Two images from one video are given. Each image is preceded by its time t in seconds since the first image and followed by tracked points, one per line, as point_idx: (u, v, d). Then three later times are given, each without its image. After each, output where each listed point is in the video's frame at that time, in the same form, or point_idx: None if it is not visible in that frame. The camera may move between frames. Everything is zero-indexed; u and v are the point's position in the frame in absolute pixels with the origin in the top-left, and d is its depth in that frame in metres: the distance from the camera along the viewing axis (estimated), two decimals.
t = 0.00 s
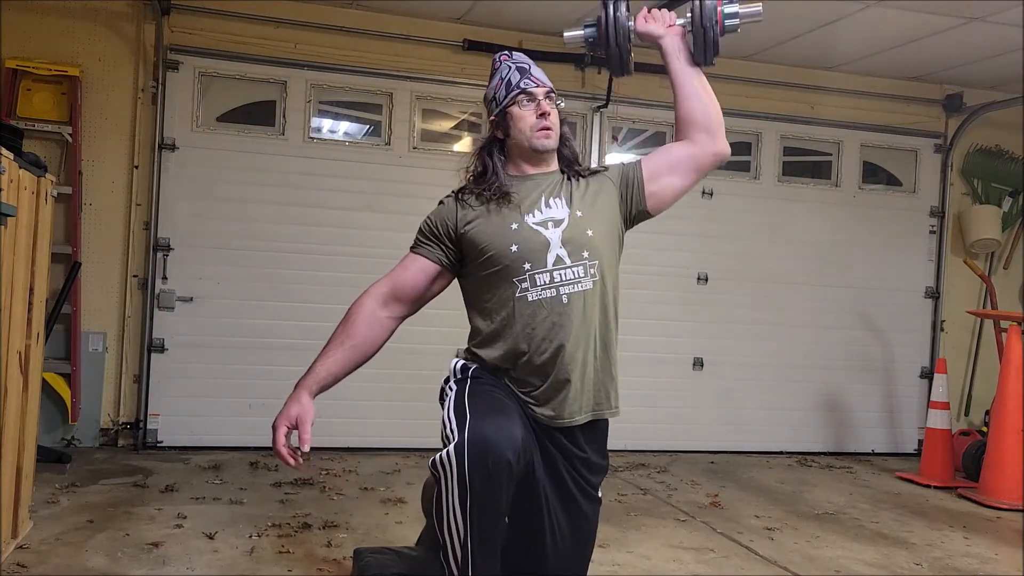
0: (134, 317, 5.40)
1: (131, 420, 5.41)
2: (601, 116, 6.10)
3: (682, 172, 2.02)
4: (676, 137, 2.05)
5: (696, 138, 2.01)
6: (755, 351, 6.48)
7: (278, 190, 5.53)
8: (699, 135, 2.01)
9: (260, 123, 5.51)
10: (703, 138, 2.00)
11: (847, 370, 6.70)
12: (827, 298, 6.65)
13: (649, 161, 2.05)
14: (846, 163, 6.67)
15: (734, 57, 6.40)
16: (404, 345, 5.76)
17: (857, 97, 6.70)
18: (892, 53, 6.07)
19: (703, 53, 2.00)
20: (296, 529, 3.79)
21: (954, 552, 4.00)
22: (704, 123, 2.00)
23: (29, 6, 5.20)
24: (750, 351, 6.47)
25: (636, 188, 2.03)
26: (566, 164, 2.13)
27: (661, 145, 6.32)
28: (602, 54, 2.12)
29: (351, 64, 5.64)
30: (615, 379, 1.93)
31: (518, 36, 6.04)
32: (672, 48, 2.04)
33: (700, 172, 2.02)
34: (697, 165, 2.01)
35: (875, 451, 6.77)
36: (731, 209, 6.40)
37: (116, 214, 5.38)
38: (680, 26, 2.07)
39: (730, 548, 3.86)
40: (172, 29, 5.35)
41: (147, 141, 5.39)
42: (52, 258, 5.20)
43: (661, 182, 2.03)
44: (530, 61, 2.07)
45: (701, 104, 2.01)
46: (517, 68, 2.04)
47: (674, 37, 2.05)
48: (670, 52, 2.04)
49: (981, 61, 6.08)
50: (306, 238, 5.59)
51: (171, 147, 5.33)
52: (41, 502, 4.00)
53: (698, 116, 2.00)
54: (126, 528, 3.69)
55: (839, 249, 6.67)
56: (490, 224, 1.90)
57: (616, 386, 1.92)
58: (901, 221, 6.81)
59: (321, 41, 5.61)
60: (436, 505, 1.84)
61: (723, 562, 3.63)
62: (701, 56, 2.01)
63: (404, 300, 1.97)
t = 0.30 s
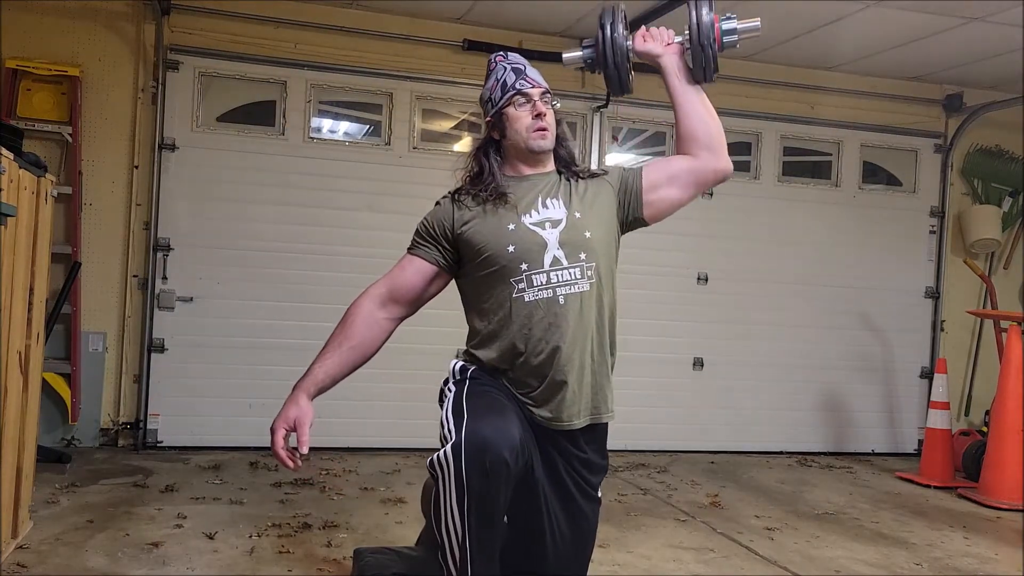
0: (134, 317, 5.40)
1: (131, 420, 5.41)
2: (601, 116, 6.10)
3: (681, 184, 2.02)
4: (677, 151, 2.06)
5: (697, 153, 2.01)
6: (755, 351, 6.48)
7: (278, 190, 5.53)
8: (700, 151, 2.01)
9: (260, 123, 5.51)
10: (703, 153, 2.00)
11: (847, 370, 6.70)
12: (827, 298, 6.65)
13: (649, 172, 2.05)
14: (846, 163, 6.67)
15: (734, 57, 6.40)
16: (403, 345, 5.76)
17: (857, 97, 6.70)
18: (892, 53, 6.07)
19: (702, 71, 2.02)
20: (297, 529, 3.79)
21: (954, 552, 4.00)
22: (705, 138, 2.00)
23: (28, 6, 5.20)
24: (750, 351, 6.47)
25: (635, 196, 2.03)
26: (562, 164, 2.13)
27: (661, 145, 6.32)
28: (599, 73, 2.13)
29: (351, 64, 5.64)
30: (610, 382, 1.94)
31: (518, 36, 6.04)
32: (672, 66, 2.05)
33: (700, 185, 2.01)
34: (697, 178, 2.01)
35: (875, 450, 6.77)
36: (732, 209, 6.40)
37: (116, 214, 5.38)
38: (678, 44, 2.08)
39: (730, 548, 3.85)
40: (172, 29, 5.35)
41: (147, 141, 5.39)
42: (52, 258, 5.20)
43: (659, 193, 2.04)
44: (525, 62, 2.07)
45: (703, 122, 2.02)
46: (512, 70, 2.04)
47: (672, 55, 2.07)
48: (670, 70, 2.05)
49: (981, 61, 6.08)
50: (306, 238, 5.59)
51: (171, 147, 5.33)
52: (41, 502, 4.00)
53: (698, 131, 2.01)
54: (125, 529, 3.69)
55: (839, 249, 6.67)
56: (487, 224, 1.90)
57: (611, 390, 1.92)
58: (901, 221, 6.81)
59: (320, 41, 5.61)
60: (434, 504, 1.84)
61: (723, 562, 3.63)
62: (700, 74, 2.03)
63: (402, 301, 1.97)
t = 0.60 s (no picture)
0: (134, 317, 5.40)
1: (131, 420, 5.41)
2: (601, 116, 6.11)
3: (680, 198, 2.03)
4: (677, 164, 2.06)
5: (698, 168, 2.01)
6: (755, 351, 6.48)
7: (278, 190, 5.53)
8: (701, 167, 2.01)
9: (260, 123, 5.51)
10: (705, 171, 2.01)
11: (847, 370, 6.70)
12: (827, 298, 6.65)
13: (649, 183, 2.06)
14: (846, 163, 6.66)
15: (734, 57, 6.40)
16: (403, 345, 5.76)
17: (857, 97, 6.70)
18: (892, 53, 6.07)
19: (702, 90, 2.01)
20: (297, 529, 3.79)
21: (955, 552, 4.00)
22: (706, 154, 2.01)
23: (28, 5, 5.20)
24: (750, 351, 6.47)
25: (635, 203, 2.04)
26: (559, 166, 2.13)
27: (661, 145, 6.31)
28: (599, 89, 2.16)
29: (351, 64, 5.63)
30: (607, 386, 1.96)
31: (519, 36, 6.03)
32: (671, 85, 2.05)
33: (700, 201, 2.02)
34: (697, 193, 2.01)
35: (875, 450, 6.77)
36: (732, 209, 6.39)
37: (116, 214, 5.38)
38: (678, 61, 2.08)
39: (730, 548, 3.85)
40: (172, 30, 5.35)
41: (147, 141, 5.39)
42: (52, 258, 5.20)
43: (657, 204, 2.04)
44: (521, 63, 2.07)
45: (704, 140, 2.01)
46: (509, 71, 2.04)
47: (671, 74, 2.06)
48: (669, 89, 2.04)
49: (981, 61, 6.08)
50: (305, 238, 5.59)
51: (171, 147, 5.33)
52: (41, 502, 4.00)
53: (699, 147, 2.01)
54: (125, 529, 3.69)
55: (839, 249, 6.66)
56: (484, 225, 1.90)
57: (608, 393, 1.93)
58: (901, 221, 6.81)
59: (320, 41, 5.61)
60: (432, 504, 1.84)
61: (723, 562, 3.63)
62: (699, 93, 2.02)
63: (400, 302, 1.97)
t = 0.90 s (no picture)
0: (134, 316, 5.40)
1: (131, 420, 5.41)
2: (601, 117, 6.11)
3: (676, 210, 2.02)
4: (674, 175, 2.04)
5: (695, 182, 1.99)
6: (755, 350, 6.48)
7: (278, 189, 5.53)
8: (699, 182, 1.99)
9: (260, 123, 5.51)
10: (702, 185, 1.99)
11: (847, 370, 6.70)
12: (827, 297, 6.65)
13: (646, 192, 2.05)
14: (846, 163, 6.66)
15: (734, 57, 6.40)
16: (403, 345, 5.76)
17: (857, 97, 6.71)
18: (892, 53, 6.07)
19: (697, 105, 1.99)
20: (297, 529, 3.79)
21: (955, 552, 4.00)
22: (703, 167, 1.99)
23: (28, 6, 5.20)
24: (750, 351, 6.47)
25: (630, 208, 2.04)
26: (554, 168, 2.13)
27: (661, 145, 6.31)
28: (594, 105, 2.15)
29: (350, 64, 5.63)
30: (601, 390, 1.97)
31: (519, 36, 6.03)
32: (667, 101, 2.03)
33: (697, 215, 2.00)
34: (694, 207, 2.00)
35: (875, 451, 6.77)
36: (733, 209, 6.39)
37: (116, 214, 5.38)
38: (674, 77, 2.07)
39: (730, 548, 3.85)
40: (173, 30, 5.35)
41: (147, 141, 5.39)
42: (52, 258, 5.21)
43: (653, 214, 2.04)
44: (515, 64, 2.07)
45: (701, 155, 2.00)
46: (503, 72, 2.04)
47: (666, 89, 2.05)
48: (665, 105, 2.03)
49: (981, 60, 6.08)
50: (305, 238, 5.59)
51: (171, 146, 5.33)
52: (40, 502, 4.00)
53: (696, 160, 2.00)
54: (125, 529, 3.69)
55: (839, 248, 6.66)
56: (479, 228, 1.90)
57: (601, 397, 1.94)
58: (901, 221, 6.81)
59: (320, 41, 5.61)
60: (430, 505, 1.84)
61: (723, 562, 3.63)
62: (697, 109, 2.00)
63: (398, 306, 1.98)
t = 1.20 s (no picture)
0: (134, 316, 5.41)
1: (130, 420, 5.41)
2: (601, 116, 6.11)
3: (672, 223, 2.01)
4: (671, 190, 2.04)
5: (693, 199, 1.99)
6: (755, 350, 6.48)
7: (278, 189, 5.54)
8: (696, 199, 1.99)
9: (260, 123, 5.51)
10: (699, 202, 1.99)
11: (847, 370, 6.70)
12: (827, 297, 6.65)
13: (644, 203, 2.05)
14: (846, 163, 6.66)
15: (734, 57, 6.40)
16: (403, 345, 5.76)
17: (856, 97, 6.71)
18: (892, 53, 6.07)
19: (690, 123, 1.98)
20: (297, 529, 3.79)
21: (954, 552, 4.00)
22: (700, 185, 2.00)
23: (29, 6, 5.21)
24: (750, 351, 6.47)
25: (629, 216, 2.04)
26: (553, 169, 2.13)
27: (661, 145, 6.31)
28: (590, 125, 2.15)
29: (350, 64, 5.63)
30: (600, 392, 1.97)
31: (519, 36, 6.03)
32: (660, 122, 2.03)
33: (692, 230, 2.00)
34: (690, 222, 1.99)
35: (875, 451, 6.77)
36: (733, 208, 6.39)
37: (116, 214, 5.38)
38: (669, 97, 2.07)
39: (730, 548, 3.86)
40: (172, 30, 5.35)
41: (147, 141, 5.39)
42: (52, 258, 5.21)
43: (649, 224, 2.04)
44: (515, 64, 2.07)
45: (699, 173, 2.01)
46: (503, 72, 2.04)
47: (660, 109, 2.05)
48: (659, 126, 2.03)
49: (981, 60, 6.08)
50: (305, 238, 5.59)
51: (171, 146, 5.33)
52: (41, 501, 4.00)
53: (694, 177, 2.00)
54: (125, 529, 3.69)
55: (839, 248, 6.66)
56: (478, 231, 1.90)
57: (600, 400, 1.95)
58: (901, 221, 6.81)
59: (320, 41, 5.61)
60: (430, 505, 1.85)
61: (723, 562, 3.63)
62: (690, 127, 1.99)
63: (399, 311, 1.99)
